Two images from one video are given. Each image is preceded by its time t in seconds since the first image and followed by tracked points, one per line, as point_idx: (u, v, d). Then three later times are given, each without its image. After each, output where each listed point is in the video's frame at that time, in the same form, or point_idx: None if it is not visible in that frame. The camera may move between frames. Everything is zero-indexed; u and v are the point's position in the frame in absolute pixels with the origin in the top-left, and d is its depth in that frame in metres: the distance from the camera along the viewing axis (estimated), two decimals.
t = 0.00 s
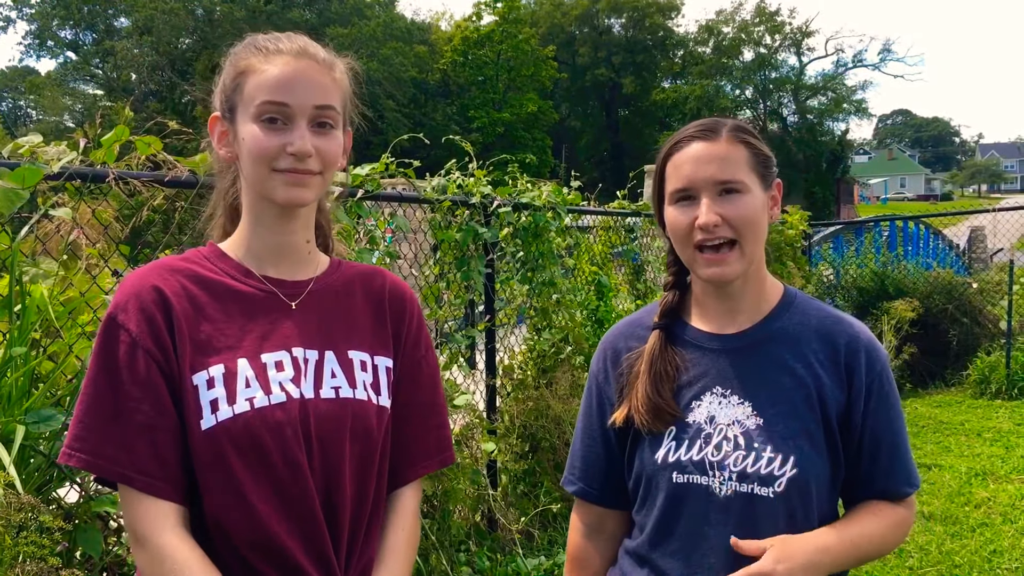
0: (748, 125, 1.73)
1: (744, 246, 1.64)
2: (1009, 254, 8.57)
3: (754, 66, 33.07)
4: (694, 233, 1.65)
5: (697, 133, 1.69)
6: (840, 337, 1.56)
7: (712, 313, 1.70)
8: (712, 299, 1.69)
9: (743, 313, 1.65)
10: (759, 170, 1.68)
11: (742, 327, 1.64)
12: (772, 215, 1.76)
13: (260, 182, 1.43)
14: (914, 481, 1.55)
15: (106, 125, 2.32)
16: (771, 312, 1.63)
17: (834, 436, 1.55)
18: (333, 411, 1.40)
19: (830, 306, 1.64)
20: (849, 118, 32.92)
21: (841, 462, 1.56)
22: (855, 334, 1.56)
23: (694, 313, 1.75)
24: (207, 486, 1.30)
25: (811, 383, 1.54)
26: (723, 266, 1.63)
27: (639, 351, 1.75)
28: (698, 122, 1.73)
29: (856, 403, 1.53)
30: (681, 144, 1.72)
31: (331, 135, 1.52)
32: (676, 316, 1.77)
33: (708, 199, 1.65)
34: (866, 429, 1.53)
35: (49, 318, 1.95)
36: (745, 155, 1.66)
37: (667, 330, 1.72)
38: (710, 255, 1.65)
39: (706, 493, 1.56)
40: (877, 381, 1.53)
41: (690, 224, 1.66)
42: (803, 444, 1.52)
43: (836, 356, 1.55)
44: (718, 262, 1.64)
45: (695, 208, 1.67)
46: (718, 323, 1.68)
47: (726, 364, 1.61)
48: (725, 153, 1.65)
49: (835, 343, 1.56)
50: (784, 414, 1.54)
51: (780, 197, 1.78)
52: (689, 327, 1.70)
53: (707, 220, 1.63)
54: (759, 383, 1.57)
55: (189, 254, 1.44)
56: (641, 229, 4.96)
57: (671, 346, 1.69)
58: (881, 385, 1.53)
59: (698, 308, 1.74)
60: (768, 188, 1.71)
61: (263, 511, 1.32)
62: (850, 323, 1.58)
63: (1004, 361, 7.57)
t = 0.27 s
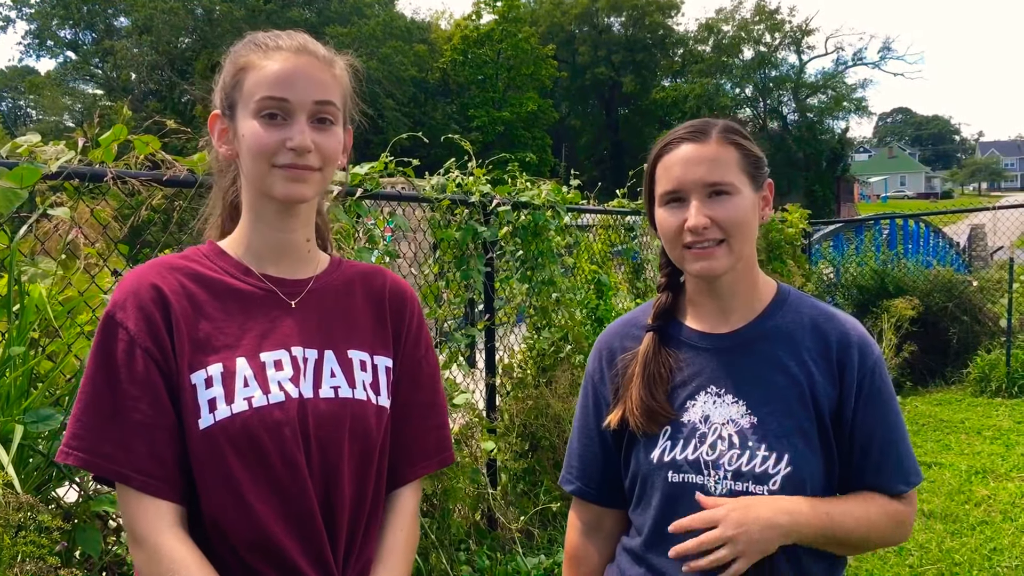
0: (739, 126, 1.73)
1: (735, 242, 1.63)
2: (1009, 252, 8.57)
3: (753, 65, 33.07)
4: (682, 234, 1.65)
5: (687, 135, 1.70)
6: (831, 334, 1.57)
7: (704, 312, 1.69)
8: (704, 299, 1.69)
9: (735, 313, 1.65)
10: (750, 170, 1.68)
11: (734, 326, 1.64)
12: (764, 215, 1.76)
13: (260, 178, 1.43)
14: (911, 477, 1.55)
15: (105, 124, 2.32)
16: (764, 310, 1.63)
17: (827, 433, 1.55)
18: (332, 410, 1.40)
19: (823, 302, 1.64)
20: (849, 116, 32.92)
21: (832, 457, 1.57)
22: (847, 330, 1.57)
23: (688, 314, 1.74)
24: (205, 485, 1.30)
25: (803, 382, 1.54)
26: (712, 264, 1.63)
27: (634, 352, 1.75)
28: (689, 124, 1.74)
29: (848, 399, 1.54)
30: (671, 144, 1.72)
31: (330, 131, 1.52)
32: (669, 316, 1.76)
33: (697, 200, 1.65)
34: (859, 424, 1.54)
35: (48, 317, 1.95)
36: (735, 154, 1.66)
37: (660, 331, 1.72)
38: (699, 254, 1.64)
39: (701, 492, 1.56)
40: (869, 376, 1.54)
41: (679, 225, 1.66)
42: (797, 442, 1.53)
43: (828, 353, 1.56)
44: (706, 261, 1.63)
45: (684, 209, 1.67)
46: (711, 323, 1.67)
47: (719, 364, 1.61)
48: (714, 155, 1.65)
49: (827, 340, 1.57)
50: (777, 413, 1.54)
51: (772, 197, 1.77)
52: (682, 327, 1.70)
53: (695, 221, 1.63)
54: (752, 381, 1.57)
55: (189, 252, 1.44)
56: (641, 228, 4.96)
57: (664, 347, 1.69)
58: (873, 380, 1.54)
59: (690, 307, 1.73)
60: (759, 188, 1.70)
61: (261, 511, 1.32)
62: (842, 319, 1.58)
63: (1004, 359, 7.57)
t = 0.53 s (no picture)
0: (742, 122, 1.73)
1: (733, 238, 1.63)
2: (1010, 250, 8.56)
3: (754, 63, 33.03)
4: (681, 222, 1.65)
5: (692, 126, 1.70)
6: (828, 329, 1.57)
7: (701, 308, 1.69)
8: (700, 293, 1.68)
9: (731, 308, 1.65)
10: (752, 166, 1.68)
11: (731, 324, 1.64)
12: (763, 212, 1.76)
13: (258, 177, 1.43)
14: (911, 470, 1.54)
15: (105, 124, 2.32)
16: (761, 306, 1.63)
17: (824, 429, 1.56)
18: (331, 409, 1.40)
19: (820, 297, 1.64)
20: (851, 114, 32.88)
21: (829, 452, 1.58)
22: (844, 325, 1.57)
23: (684, 311, 1.74)
24: (204, 485, 1.30)
25: (801, 378, 1.55)
26: (709, 254, 1.63)
27: (631, 349, 1.75)
28: (693, 117, 1.74)
29: (843, 393, 1.55)
30: (674, 136, 1.72)
31: (329, 129, 1.52)
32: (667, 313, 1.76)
33: (698, 189, 1.65)
34: (855, 418, 1.55)
35: (49, 317, 1.95)
36: (737, 149, 1.66)
37: (658, 328, 1.71)
38: (697, 243, 1.64)
39: (700, 491, 1.56)
40: (865, 370, 1.54)
41: (679, 212, 1.65)
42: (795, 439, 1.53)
43: (825, 349, 1.56)
44: (703, 251, 1.63)
45: (685, 197, 1.67)
46: (708, 320, 1.67)
47: (718, 362, 1.61)
48: (717, 146, 1.65)
49: (824, 335, 1.57)
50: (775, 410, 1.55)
51: (772, 196, 1.77)
52: (679, 325, 1.70)
53: (695, 208, 1.62)
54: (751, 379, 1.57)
55: (185, 249, 1.44)
56: (642, 226, 4.95)
57: (662, 344, 1.69)
58: (868, 374, 1.54)
59: (686, 304, 1.73)
60: (759, 184, 1.70)
61: (261, 511, 1.32)
62: (839, 314, 1.58)
63: (1006, 357, 7.56)
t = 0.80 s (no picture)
0: (744, 120, 1.72)
1: (736, 234, 1.63)
2: (1012, 247, 8.55)
3: (755, 61, 33.01)
4: (683, 221, 1.64)
5: (693, 125, 1.70)
6: (830, 326, 1.57)
7: (702, 305, 1.69)
8: (701, 289, 1.68)
9: (732, 305, 1.65)
10: (752, 163, 1.67)
11: (733, 320, 1.64)
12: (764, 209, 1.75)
13: (255, 172, 1.43)
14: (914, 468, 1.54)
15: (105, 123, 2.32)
16: (762, 304, 1.64)
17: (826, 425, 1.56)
18: (329, 409, 1.40)
19: (821, 294, 1.64)
20: (852, 112, 32.85)
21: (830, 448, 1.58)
22: (846, 321, 1.57)
23: (684, 308, 1.74)
24: (201, 484, 1.30)
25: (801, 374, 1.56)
26: (712, 253, 1.62)
27: (632, 345, 1.75)
28: (694, 115, 1.73)
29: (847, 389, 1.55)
30: (676, 134, 1.72)
31: (327, 125, 1.51)
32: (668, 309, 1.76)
33: (700, 189, 1.64)
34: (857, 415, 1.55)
35: (50, 316, 1.95)
36: (738, 147, 1.65)
37: (659, 324, 1.71)
38: (699, 243, 1.63)
39: (702, 488, 1.56)
40: (868, 367, 1.54)
41: (681, 213, 1.65)
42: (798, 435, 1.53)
43: (826, 345, 1.56)
44: (707, 250, 1.63)
45: (687, 197, 1.66)
46: (709, 316, 1.67)
47: (719, 358, 1.61)
48: (718, 145, 1.64)
49: (826, 331, 1.57)
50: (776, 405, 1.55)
51: (772, 192, 1.77)
52: (681, 322, 1.70)
53: (698, 209, 1.62)
54: (752, 374, 1.58)
55: (180, 247, 1.44)
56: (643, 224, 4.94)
57: (663, 340, 1.69)
58: (871, 371, 1.54)
59: (687, 301, 1.73)
60: (760, 181, 1.69)
61: (258, 511, 1.32)
62: (840, 311, 1.58)
63: (1007, 354, 7.55)
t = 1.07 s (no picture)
0: (740, 121, 1.71)
1: (738, 236, 1.63)
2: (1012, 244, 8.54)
3: (755, 58, 32.99)
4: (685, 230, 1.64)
5: (685, 130, 1.68)
6: (832, 324, 1.57)
7: (704, 303, 1.68)
8: (703, 287, 1.68)
9: (734, 303, 1.65)
10: (748, 164, 1.67)
11: (735, 317, 1.64)
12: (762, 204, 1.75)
13: (251, 163, 1.42)
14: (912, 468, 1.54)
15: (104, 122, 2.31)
16: (763, 302, 1.63)
17: (827, 423, 1.56)
18: (325, 410, 1.40)
19: (821, 292, 1.64)
20: (852, 109, 32.83)
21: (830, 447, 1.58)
22: (848, 320, 1.57)
23: (686, 306, 1.74)
24: (193, 484, 1.30)
25: (804, 372, 1.55)
26: (715, 257, 1.62)
27: (634, 344, 1.75)
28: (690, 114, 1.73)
29: (849, 388, 1.55)
30: (669, 139, 1.70)
31: (323, 118, 1.51)
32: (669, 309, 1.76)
33: (699, 196, 1.64)
34: (859, 414, 1.55)
35: (49, 315, 1.95)
36: (733, 148, 1.65)
37: (660, 323, 1.71)
38: (702, 248, 1.63)
39: (705, 486, 1.56)
40: (869, 367, 1.54)
41: (681, 221, 1.65)
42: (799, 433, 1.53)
43: (829, 343, 1.56)
44: (711, 255, 1.63)
45: (686, 205, 1.66)
46: (710, 314, 1.67)
47: (719, 356, 1.61)
48: (714, 149, 1.63)
49: (828, 330, 1.57)
50: (778, 404, 1.55)
51: (770, 187, 1.77)
52: (682, 321, 1.69)
53: (699, 217, 1.62)
54: (753, 372, 1.58)
55: (174, 246, 1.43)
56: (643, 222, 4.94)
57: (665, 338, 1.69)
58: (872, 371, 1.54)
59: (688, 299, 1.73)
60: (758, 175, 1.69)
61: (252, 512, 1.32)
62: (843, 310, 1.58)
63: (1007, 351, 7.56)
